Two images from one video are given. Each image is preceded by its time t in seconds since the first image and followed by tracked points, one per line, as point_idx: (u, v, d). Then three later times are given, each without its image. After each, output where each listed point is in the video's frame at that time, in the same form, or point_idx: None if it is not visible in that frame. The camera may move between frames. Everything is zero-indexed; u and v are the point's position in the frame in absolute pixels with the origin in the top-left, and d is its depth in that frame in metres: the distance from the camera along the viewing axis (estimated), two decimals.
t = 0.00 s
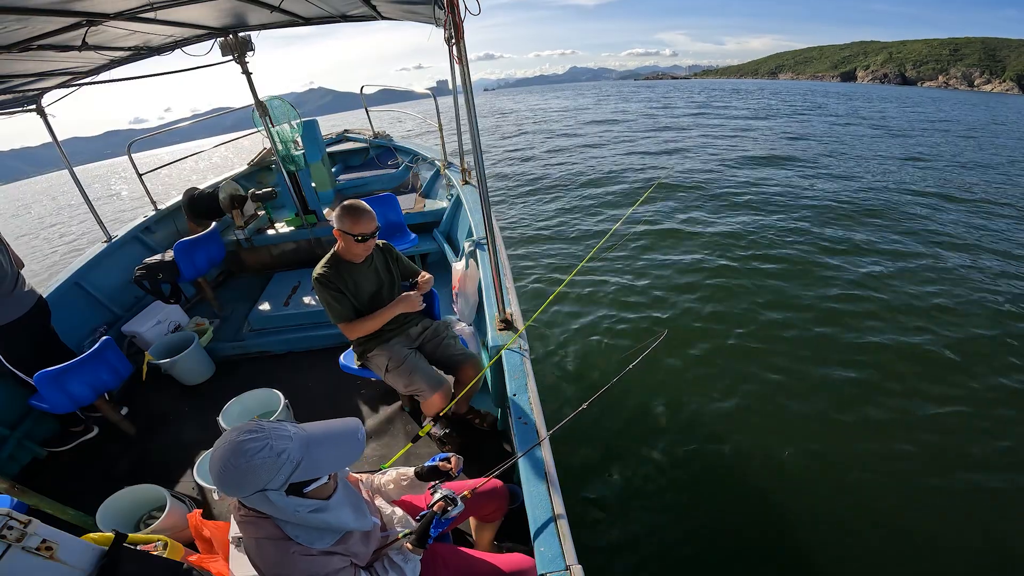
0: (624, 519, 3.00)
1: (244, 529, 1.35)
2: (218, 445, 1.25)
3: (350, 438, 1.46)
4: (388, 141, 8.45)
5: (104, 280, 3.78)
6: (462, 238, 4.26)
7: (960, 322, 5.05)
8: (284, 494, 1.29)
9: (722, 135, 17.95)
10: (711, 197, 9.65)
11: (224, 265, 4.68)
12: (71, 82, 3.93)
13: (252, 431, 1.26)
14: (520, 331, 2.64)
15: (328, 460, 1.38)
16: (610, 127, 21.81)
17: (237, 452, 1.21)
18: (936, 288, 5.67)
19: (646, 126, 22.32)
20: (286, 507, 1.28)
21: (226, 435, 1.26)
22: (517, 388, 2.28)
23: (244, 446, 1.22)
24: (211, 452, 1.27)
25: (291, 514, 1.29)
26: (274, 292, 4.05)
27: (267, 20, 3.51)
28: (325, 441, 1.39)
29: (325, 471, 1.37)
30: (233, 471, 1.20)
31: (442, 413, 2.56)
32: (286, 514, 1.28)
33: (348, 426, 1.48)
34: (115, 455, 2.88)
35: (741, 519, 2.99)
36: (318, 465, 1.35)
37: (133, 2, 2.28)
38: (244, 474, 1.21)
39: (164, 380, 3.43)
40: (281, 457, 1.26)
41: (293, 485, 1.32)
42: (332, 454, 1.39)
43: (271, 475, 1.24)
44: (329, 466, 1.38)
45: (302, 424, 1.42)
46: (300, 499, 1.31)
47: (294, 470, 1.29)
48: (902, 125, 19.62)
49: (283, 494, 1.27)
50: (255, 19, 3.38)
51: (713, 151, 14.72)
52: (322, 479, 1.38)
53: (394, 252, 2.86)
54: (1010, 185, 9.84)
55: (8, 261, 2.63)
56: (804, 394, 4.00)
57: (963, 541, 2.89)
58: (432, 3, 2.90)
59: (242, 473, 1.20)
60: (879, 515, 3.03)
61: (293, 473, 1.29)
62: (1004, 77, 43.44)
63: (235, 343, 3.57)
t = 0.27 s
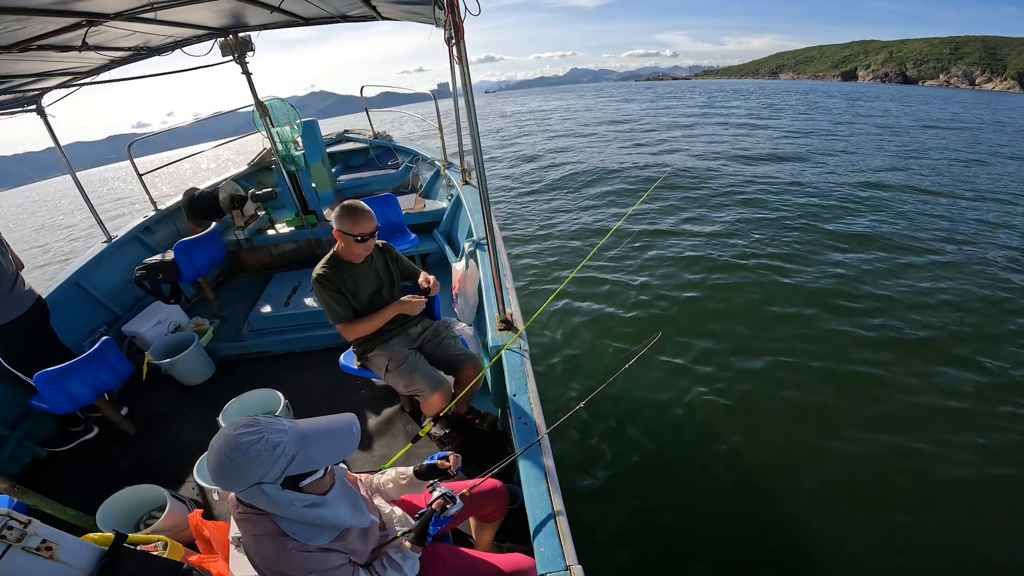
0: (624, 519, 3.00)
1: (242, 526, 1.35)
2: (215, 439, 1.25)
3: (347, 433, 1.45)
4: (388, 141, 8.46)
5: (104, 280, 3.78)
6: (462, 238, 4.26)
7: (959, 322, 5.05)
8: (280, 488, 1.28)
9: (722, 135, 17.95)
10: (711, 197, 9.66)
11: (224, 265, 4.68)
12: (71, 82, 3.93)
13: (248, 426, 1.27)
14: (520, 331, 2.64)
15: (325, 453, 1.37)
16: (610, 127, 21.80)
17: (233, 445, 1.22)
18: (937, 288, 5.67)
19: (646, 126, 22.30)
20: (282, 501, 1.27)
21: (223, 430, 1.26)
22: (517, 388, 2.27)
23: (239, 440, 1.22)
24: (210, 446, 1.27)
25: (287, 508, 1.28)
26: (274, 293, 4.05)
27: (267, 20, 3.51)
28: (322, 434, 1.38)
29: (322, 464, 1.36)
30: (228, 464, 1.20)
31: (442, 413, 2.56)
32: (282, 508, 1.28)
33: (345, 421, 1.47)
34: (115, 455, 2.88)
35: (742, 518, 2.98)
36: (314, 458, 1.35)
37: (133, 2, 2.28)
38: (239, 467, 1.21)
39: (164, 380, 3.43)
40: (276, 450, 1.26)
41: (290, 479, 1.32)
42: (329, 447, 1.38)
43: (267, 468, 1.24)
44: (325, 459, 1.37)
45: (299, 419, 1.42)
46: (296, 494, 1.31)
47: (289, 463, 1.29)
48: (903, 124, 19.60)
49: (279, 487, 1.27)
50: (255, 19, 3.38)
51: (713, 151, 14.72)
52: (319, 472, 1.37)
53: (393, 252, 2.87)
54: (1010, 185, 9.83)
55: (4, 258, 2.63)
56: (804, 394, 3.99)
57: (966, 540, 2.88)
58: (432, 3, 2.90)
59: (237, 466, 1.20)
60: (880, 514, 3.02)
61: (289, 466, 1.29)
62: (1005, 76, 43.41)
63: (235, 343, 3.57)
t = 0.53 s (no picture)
0: (623, 519, 3.00)
1: (242, 525, 1.35)
2: (217, 436, 1.25)
3: (348, 429, 1.45)
4: (388, 141, 8.47)
5: (105, 280, 3.78)
6: (462, 238, 4.26)
7: (960, 321, 5.05)
8: (281, 484, 1.28)
9: (722, 135, 17.96)
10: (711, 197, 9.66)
11: (224, 265, 4.69)
12: (71, 82, 3.93)
13: (250, 422, 1.27)
14: (520, 331, 2.64)
15: (326, 450, 1.37)
16: (610, 127, 21.80)
17: (234, 441, 1.22)
18: (937, 288, 5.67)
19: (646, 126, 22.30)
20: (283, 498, 1.27)
21: (224, 427, 1.26)
22: (517, 388, 2.27)
23: (241, 436, 1.23)
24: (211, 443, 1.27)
25: (288, 505, 1.28)
26: (274, 292, 4.06)
27: (267, 20, 3.51)
28: (322, 431, 1.38)
29: (323, 460, 1.36)
30: (229, 461, 1.20)
31: (442, 413, 2.55)
32: (283, 506, 1.28)
33: (346, 418, 1.47)
34: (115, 455, 2.88)
35: (744, 517, 2.99)
36: (315, 454, 1.35)
37: (133, 2, 2.28)
38: (240, 463, 1.21)
39: (164, 380, 3.43)
40: (277, 446, 1.26)
41: (291, 476, 1.32)
42: (330, 444, 1.38)
43: (268, 464, 1.24)
44: (326, 456, 1.37)
45: (300, 416, 1.42)
46: (297, 490, 1.31)
47: (290, 459, 1.29)
48: (903, 125, 19.59)
49: (280, 484, 1.27)
50: (255, 19, 3.38)
51: (713, 151, 14.73)
52: (319, 469, 1.37)
53: (393, 252, 2.87)
54: (1010, 185, 9.83)
55: (4, 261, 2.63)
56: (804, 394, 3.99)
57: (967, 539, 2.88)
58: (432, 3, 2.89)
59: (238, 462, 1.20)
60: (882, 513, 3.02)
61: (290, 462, 1.29)
62: (1005, 76, 43.43)
63: (235, 343, 3.57)
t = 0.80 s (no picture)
0: (624, 518, 3.00)
1: (243, 524, 1.35)
2: (219, 436, 1.25)
3: (349, 430, 1.45)
4: (388, 141, 8.47)
5: (104, 280, 3.78)
6: (462, 238, 4.25)
7: (960, 322, 5.04)
8: (282, 485, 1.28)
9: (722, 136, 17.97)
10: (711, 197, 9.67)
11: (224, 265, 4.68)
12: (71, 82, 3.93)
13: (252, 422, 1.27)
14: (520, 331, 2.64)
15: (328, 450, 1.37)
16: (609, 128, 21.80)
17: (236, 441, 1.21)
18: (937, 289, 5.67)
19: (646, 127, 22.29)
20: (283, 498, 1.27)
21: (226, 427, 1.26)
22: (517, 388, 2.27)
23: (243, 437, 1.22)
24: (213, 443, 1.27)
25: (289, 506, 1.28)
26: (274, 292, 4.05)
27: (267, 20, 3.51)
28: (324, 431, 1.38)
29: (324, 461, 1.36)
30: (231, 461, 1.20)
31: (442, 413, 2.55)
32: (284, 506, 1.28)
33: (347, 419, 1.47)
34: (115, 455, 2.88)
35: (745, 515, 3.00)
36: (317, 455, 1.34)
37: (133, 2, 2.28)
38: (242, 463, 1.21)
39: (164, 380, 3.43)
40: (279, 446, 1.26)
41: (292, 476, 1.32)
42: (331, 445, 1.38)
43: (269, 464, 1.24)
44: (328, 456, 1.37)
45: (301, 416, 1.42)
46: (298, 491, 1.31)
47: (291, 460, 1.29)
48: (903, 126, 19.59)
49: (281, 485, 1.27)
50: (255, 19, 3.38)
51: (713, 151, 14.73)
52: (321, 470, 1.37)
53: (393, 252, 2.87)
54: (1011, 185, 9.82)
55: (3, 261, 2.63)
56: (805, 394, 3.98)
57: (969, 539, 2.87)
58: (432, 3, 2.90)
59: (240, 462, 1.20)
60: (882, 512, 3.03)
61: (292, 462, 1.29)
62: (1005, 77, 43.46)
63: (235, 343, 3.57)
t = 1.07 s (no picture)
0: (623, 519, 3.01)
1: (243, 525, 1.35)
2: (217, 437, 1.25)
3: (348, 432, 1.44)
4: (388, 141, 8.46)
5: (104, 280, 3.78)
6: (462, 238, 4.25)
7: (960, 323, 5.05)
8: (280, 487, 1.28)
9: (723, 136, 17.97)
10: (711, 198, 9.67)
11: (224, 265, 4.68)
12: (71, 82, 3.93)
13: (251, 424, 1.27)
14: (520, 331, 2.64)
15: (327, 451, 1.37)
16: (609, 129, 21.81)
17: (234, 442, 1.22)
18: (936, 290, 5.68)
19: (646, 128, 22.31)
20: (282, 499, 1.27)
21: (224, 428, 1.26)
22: (517, 388, 2.27)
23: (241, 438, 1.22)
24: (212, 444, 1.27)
25: (287, 507, 1.28)
26: (274, 292, 4.05)
27: (266, 20, 3.51)
28: (323, 432, 1.38)
29: (323, 463, 1.36)
30: (230, 462, 1.20)
31: (442, 413, 2.55)
32: (282, 507, 1.27)
33: (346, 420, 1.46)
34: (115, 455, 2.88)
35: (744, 516, 3.01)
36: (316, 456, 1.34)
37: (132, 2, 2.28)
38: (240, 465, 1.21)
39: (163, 380, 3.43)
40: (277, 448, 1.26)
41: (291, 477, 1.32)
42: (330, 446, 1.38)
43: (267, 465, 1.24)
44: (327, 457, 1.37)
45: (300, 417, 1.42)
46: (296, 492, 1.31)
47: (290, 461, 1.29)
48: (903, 127, 19.60)
49: (279, 486, 1.27)
50: (255, 19, 3.38)
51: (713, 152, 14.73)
52: (320, 471, 1.37)
53: (393, 252, 2.87)
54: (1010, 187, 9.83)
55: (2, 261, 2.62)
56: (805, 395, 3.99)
57: (966, 541, 2.89)
58: (432, 3, 2.89)
59: (238, 464, 1.20)
60: (880, 514, 3.04)
61: (290, 464, 1.29)
62: (1004, 79, 43.52)
63: (235, 343, 3.57)
